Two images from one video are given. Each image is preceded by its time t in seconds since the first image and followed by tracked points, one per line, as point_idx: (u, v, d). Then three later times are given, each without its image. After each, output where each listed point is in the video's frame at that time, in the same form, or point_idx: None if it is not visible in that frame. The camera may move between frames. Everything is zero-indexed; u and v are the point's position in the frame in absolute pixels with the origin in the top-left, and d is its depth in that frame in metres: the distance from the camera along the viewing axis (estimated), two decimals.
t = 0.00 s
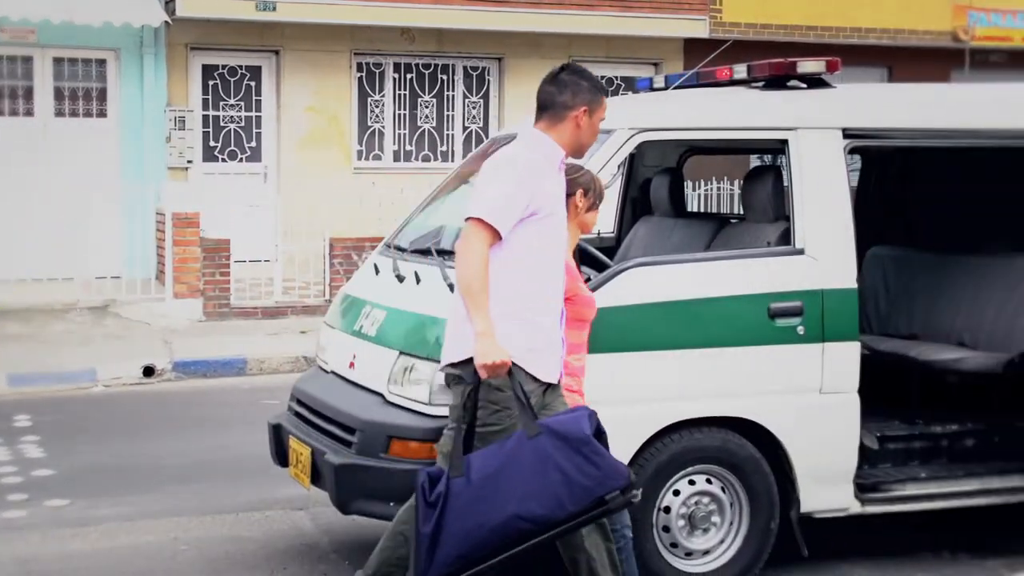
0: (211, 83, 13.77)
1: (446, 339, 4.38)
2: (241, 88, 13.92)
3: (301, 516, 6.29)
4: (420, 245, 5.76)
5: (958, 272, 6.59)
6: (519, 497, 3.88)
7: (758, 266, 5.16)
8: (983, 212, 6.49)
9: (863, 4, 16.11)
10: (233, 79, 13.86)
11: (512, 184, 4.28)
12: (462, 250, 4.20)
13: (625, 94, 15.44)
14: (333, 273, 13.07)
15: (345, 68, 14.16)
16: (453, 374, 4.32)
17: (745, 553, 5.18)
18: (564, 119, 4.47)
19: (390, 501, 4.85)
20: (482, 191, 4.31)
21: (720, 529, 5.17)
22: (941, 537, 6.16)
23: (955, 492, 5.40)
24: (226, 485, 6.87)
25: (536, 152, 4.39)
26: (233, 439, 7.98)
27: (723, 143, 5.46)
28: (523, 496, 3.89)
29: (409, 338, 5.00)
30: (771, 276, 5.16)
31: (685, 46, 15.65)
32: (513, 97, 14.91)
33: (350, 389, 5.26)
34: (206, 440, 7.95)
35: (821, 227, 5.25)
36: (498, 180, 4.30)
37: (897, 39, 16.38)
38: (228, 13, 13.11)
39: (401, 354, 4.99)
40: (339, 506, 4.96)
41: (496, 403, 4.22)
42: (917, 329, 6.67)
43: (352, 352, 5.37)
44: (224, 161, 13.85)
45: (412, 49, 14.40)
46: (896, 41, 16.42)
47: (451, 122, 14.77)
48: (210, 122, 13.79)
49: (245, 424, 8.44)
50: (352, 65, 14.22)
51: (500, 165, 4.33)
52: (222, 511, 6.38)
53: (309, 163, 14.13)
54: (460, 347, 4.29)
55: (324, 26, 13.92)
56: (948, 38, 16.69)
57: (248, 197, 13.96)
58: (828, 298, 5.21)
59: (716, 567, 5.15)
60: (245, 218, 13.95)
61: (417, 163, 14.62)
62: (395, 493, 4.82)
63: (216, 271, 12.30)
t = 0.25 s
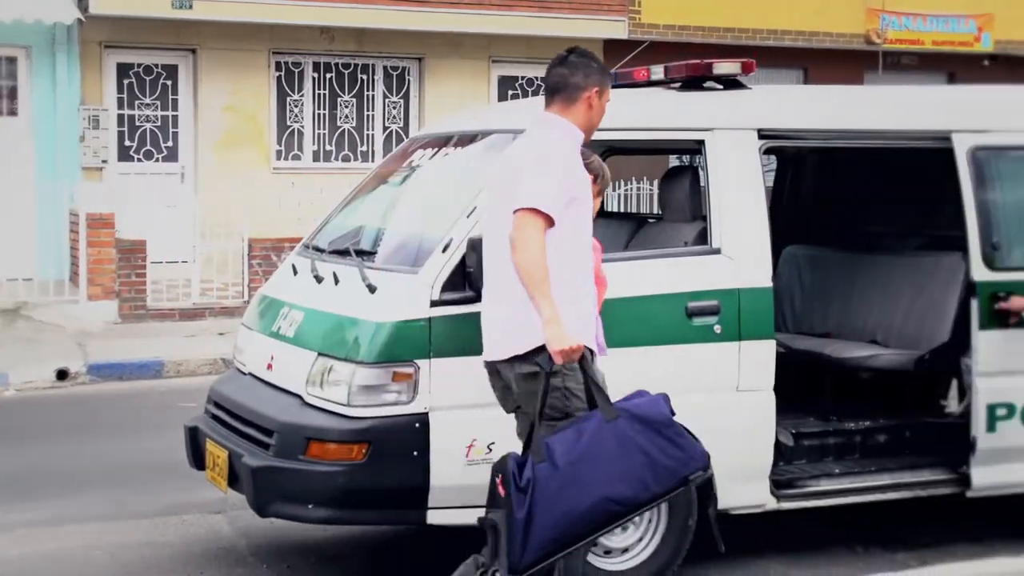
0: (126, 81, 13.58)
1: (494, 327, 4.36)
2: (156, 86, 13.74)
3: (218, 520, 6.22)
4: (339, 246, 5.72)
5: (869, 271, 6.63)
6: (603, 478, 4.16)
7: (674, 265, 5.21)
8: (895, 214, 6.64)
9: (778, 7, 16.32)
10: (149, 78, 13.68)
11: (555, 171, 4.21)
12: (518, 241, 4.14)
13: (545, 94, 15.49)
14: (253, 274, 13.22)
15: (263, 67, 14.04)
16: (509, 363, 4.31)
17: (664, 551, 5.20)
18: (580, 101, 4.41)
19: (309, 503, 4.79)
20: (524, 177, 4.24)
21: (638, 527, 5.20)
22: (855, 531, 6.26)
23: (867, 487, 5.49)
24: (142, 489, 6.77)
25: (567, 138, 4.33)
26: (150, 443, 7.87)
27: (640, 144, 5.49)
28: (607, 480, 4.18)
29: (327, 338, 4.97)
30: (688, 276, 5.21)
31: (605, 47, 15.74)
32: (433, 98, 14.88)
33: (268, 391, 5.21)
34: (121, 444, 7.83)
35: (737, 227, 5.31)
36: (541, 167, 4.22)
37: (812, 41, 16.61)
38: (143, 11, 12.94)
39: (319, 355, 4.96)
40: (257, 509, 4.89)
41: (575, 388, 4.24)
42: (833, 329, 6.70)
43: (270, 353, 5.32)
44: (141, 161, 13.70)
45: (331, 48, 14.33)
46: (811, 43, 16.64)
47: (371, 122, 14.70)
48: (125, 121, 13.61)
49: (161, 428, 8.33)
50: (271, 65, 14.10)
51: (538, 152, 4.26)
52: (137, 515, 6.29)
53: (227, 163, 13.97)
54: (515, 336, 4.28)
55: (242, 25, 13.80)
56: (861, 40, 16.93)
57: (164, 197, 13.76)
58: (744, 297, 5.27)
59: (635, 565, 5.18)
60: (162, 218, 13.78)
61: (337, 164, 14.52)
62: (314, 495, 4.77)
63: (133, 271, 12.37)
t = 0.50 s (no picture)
0: (44, 80, 13.34)
1: (523, 333, 4.16)
2: (76, 85, 13.50)
3: (140, 524, 6.14)
4: (263, 246, 5.67)
5: (790, 270, 6.68)
6: (682, 479, 3.90)
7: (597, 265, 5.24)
8: (817, 213, 6.76)
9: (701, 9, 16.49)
10: (68, 76, 13.44)
11: (590, 174, 4.02)
12: (570, 250, 3.93)
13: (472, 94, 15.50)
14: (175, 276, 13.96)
15: (186, 66, 13.88)
16: (549, 368, 4.12)
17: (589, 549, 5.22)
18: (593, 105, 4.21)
19: (232, 506, 4.74)
20: (556, 182, 4.04)
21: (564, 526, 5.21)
22: (777, 527, 6.33)
23: (790, 484, 5.55)
24: (62, 494, 6.66)
25: (588, 138, 4.14)
26: (70, 446, 7.74)
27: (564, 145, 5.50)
28: (684, 479, 3.90)
29: (250, 340, 4.93)
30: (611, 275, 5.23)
31: (531, 47, 15.78)
32: (359, 97, 14.80)
33: (190, 393, 5.15)
34: (40, 448, 7.69)
35: (661, 228, 5.35)
36: (574, 172, 4.02)
37: (734, 43, 16.80)
38: (60, 9, 12.74)
39: (242, 356, 4.92)
40: (179, 513, 4.83)
41: (618, 384, 4.21)
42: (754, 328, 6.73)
43: (193, 355, 5.26)
44: (57, 161, 13.35)
45: (255, 48, 14.20)
46: (733, 45, 16.83)
47: (296, 121, 14.59)
48: (43, 120, 13.34)
49: (82, 431, 8.19)
50: (193, 64, 13.94)
51: (560, 153, 4.08)
52: (56, 520, 6.18)
53: (149, 163, 13.77)
54: (556, 345, 4.10)
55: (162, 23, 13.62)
56: (782, 43, 17.16)
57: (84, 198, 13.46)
58: (669, 298, 5.31)
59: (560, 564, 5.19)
60: (81, 218, 13.48)
61: (261, 163, 14.40)
62: (237, 497, 4.72)
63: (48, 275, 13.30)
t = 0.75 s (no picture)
0: None
1: (571, 333, 4.15)
2: (12, 84, 13.30)
3: (80, 528, 6.06)
4: (204, 247, 5.62)
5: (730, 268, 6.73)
6: (743, 468, 4.32)
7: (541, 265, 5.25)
8: (759, 212, 6.83)
9: (644, 10, 16.57)
10: (4, 75, 13.23)
11: (640, 170, 4.07)
12: (630, 251, 4.00)
13: (415, 93, 15.48)
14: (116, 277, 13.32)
15: (125, 65, 13.73)
16: (599, 363, 4.10)
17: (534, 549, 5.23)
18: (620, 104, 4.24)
19: (174, 509, 4.69)
20: (604, 183, 4.08)
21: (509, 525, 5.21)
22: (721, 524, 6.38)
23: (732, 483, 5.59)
24: None
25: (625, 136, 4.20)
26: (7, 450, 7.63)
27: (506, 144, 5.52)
28: (744, 467, 4.33)
29: (192, 341, 4.89)
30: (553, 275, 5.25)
31: (474, 47, 15.78)
32: (301, 97, 14.74)
33: (130, 395, 5.10)
34: None
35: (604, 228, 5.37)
36: (622, 169, 4.07)
37: (676, 43, 16.91)
38: None
39: (183, 358, 4.88)
40: (120, 516, 4.78)
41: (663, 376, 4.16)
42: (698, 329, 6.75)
43: (133, 357, 5.21)
44: None
45: (196, 47, 14.09)
46: (675, 46, 16.94)
47: (237, 121, 14.49)
48: None
49: (20, 435, 8.08)
50: (132, 63, 13.79)
51: (608, 151, 4.12)
52: None
53: (86, 163, 13.62)
54: (607, 340, 4.09)
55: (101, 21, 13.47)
56: (723, 44, 17.29)
57: (22, 199, 13.29)
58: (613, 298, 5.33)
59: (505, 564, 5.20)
60: (19, 219, 13.28)
61: (203, 163, 14.28)
62: (179, 501, 4.67)
63: None
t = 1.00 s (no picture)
0: None
1: (593, 323, 4.29)
2: None
3: (33, 532, 6.00)
4: (159, 248, 5.57)
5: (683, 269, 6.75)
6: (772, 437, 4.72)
7: (499, 265, 5.25)
8: (715, 212, 6.86)
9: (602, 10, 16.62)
10: None
11: (663, 165, 4.24)
12: (666, 244, 4.15)
13: (372, 93, 15.44)
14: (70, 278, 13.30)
15: (78, 64, 13.60)
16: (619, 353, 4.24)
17: (492, 548, 5.23)
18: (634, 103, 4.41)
19: (129, 511, 4.66)
20: (627, 177, 4.24)
21: (467, 525, 5.21)
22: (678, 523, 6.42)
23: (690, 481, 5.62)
24: None
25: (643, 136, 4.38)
26: None
27: (464, 144, 5.51)
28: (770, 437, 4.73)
29: (147, 342, 4.85)
30: (511, 276, 5.26)
31: (431, 47, 15.77)
32: (258, 97, 14.66)
33: (84, 397, 5.05)
34: None
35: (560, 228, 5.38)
36: (645, 163, 4.24)
37: (633, 44, 16.97)
38: None
39: (138, 360, 4.84)
40: (73, 519, 4.74)
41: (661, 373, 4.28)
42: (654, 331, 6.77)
43: (87, 358, 5.15)
44: None
45: (151, 46, 13.99)
46: (632, 46, 17.00)
47: (193, 121, 14.38)
48: None
49: None
50: (86, 62, 13.67)
51: (628, 147, 4.28)
52: None
53: (37, 164, 13.50)
54: (631, 329, 4.23)
55: (54, 20, 13.34)
56: (679, 44, 17.37)
57: None
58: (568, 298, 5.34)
59: (464, 563, 5.20)
60: None
61: (158, 163, 14.17)
62: (133, 503, 4.64)
63: None
